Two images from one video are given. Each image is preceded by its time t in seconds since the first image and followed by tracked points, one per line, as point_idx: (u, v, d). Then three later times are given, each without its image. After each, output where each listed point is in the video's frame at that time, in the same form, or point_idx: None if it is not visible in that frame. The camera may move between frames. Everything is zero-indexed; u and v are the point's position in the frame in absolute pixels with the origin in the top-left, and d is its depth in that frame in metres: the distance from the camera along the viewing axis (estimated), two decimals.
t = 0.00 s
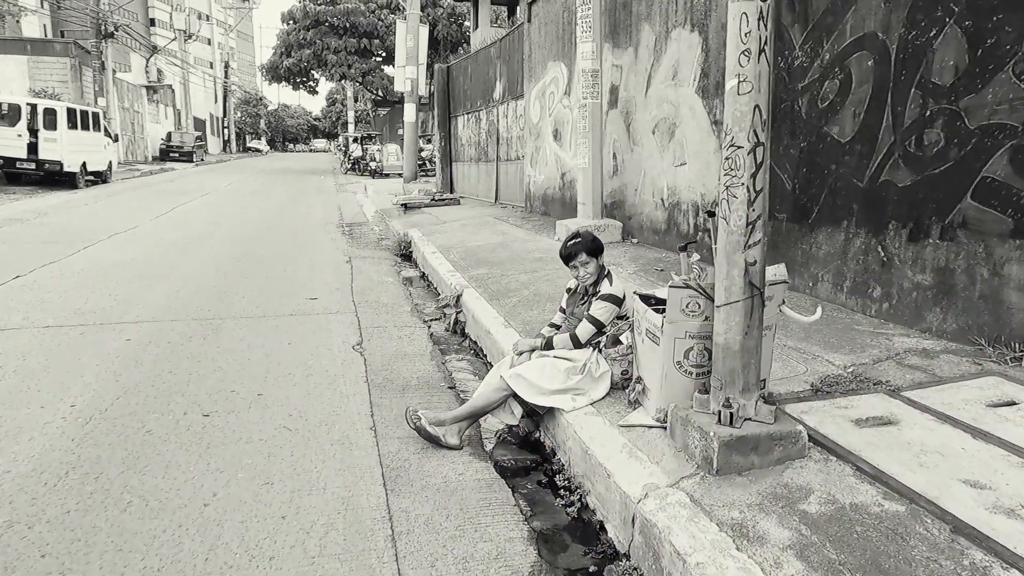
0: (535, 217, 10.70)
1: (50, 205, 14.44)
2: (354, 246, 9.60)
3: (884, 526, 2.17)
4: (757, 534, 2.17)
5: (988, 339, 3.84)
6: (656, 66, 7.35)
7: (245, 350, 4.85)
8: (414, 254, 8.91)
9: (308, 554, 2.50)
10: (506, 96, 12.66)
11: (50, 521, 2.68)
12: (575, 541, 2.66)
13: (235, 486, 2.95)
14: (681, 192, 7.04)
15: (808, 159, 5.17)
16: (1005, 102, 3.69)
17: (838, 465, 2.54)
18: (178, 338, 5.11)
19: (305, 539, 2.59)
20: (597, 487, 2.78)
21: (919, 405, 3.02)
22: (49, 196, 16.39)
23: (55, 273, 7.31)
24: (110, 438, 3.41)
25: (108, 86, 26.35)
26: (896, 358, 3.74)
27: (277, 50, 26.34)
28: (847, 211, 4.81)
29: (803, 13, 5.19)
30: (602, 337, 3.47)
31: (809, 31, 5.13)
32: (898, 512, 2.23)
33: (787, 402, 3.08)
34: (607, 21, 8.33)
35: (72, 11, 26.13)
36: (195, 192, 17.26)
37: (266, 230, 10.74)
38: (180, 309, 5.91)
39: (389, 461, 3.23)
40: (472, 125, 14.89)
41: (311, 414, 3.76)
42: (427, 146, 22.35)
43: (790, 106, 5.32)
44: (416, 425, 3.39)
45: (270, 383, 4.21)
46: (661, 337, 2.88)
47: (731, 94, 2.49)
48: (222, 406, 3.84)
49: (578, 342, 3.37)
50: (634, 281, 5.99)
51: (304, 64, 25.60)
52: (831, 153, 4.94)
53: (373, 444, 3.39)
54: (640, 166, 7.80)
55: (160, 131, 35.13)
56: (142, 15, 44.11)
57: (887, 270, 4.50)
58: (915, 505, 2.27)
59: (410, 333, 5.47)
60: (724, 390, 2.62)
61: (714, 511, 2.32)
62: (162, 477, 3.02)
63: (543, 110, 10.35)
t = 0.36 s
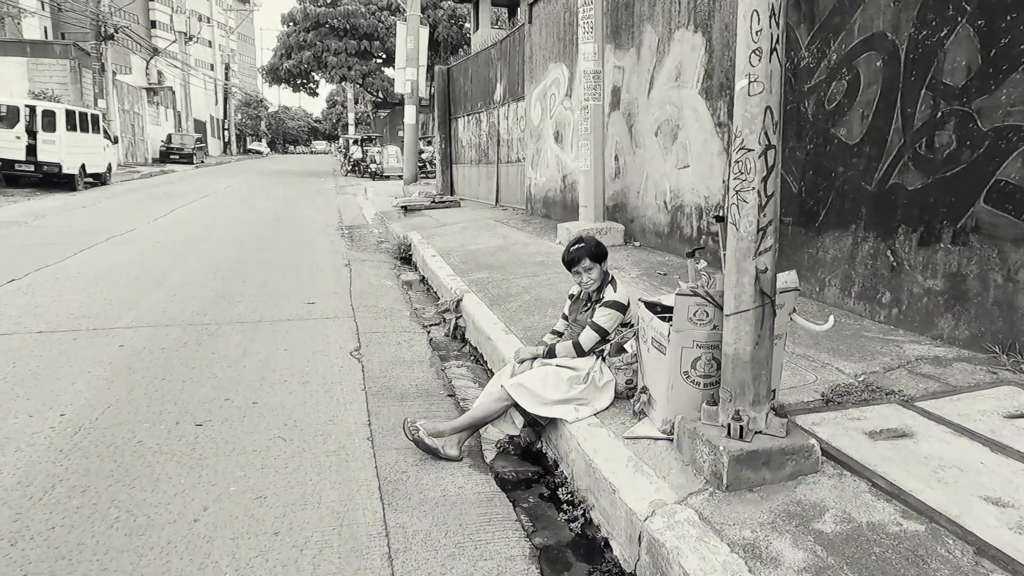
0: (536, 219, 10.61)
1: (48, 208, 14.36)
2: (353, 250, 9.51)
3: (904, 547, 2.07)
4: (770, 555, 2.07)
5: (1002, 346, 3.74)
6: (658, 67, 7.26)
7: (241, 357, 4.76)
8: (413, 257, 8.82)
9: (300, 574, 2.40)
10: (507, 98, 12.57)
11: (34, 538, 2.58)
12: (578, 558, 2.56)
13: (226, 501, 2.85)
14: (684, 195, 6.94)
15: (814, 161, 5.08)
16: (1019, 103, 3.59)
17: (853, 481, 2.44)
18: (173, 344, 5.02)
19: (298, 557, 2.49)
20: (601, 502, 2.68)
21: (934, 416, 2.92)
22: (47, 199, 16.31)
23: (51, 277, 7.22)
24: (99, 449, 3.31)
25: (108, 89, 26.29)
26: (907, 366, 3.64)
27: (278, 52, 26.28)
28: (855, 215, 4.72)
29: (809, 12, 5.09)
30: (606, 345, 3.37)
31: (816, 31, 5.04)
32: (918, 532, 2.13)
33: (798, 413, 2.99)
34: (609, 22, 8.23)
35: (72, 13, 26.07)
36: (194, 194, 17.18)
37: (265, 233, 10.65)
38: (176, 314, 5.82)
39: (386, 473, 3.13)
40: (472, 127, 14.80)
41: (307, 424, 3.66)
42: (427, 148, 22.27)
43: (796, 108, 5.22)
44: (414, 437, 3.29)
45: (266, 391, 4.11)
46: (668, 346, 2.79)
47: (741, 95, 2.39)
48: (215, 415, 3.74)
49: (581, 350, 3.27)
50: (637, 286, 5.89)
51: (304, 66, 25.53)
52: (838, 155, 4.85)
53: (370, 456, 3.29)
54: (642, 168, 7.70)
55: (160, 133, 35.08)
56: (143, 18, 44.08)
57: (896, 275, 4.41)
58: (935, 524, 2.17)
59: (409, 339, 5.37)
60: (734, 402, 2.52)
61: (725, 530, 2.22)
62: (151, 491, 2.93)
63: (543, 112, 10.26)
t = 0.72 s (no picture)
0: (538, 222, 10.51)
1: (47, 210, 14.29)
2: (353, 253, 9.41)
3: (929, 568, 1.97)
4: None
5: (1019, 354, 3.64)
6: (662, 69, 7.17)
7: (238, 363, 4.66)
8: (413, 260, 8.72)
9: None
10: (508, 100, 12.49)
11: (18, 555, 2.47)
12: None
13: (219, 515, 2.75)
14: (688, 198, 6.84)
15: (822, 164, 4.98)
16: None
17: (872, 497, 2.34)
18: (168, 349, 4.92)
19: None
20: (608, 517, 2.58)
21: (953, 428, 2.82)
22: (46, 202, 16.23)
23: (46, 280, 7.12)
24: (89, 460, 3.21)
25: (108, 91, 26.22)
26: (922, 374, 3.54)
27: (278, 55, 26.22)
28: (865, 218, 4.63)
29: (817, 12, 5.00)
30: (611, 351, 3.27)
31: (823, 32, 4.95)
32: (943, 552, 2.03)
33: (811, 424, 2.89)
34: (612, 23, 8.15)
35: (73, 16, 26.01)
36: (194, 197, 17.10)
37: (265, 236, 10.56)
38: (172, 319, 5.73)
39: (385, 485, 3.03)
40: (473, 130, 14.71)
41: (303, 433, 3.56)
42: (428, 151, 22.18)
43: (803, 109, 5.13)
44: (414, 447, 3.19)
45: (262, 399, 4.01)
46: (677, 355, 2.69)
47: (755, 94, 2.30)
48: (210, 424, 3.64)
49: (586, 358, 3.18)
50: (641, 290, 5.79)
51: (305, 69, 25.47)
52: (847, 158, 4.75)
53: (368, 467, 3.20)
54: (646, 171, 7.61)
55: (161, 136, 35.00)
56: (144, 20, 44.07)
57: (907, 280, 4.31)
58: (961, 543, 2.07)
59: (409, 344, 5.27)
60: (747, 414, 2.43)
61: (740, 549, 2.11)
62: (141, 504, 2.82)
63: (545, 114, 10.17)
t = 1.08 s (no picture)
0: (540, 224, 10.39)
1: (45, 212, 14.21)
2: (352, 255, 9.29)
3: None
4: None
5: None
6: (666, 68, 7.05)
7: (234, 368, 4.54)
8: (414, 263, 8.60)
9: None
10: (509, 101, 12.38)
11: None
12: None
13: (209, 529, 2.63)
14: (694, 199, 6.72)
15: (833, 164, 4.86)
16: None
17: (898, 513, 2.21)
18: (162, 354, 4.80)
19: None
20: (619, 533, 2.45)
21: (978, 438, 2.69)
22: (45, 204, 16.11)
23: (41, 283, 7.00)
24: (76, 470, 3.09)
25: (107, 93, 26.09)
26: (941, 381, 3.42)
27: (278, 57, 26.12)
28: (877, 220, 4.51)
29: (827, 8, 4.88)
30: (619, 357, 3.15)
31: (834, 28, 4.83)
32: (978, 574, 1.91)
33: (830, 433, 2.76)
34: (615, 23, 8.03)
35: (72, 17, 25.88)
36: (193, 199, 16.99)
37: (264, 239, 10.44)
38: (167, 323, 5.61)
39: (384, 497, 2.91)
40: (474, 131, 14.60)
41: (299, 442, 3.44)
42: (429, 152, 22.07)
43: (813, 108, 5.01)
44: (414, 457, 3.07)
45: (258, 405, 3.89)
46: (690, 362, 2.57)
47: (774, 86, 2.17)
48: (203, 432, 3.52)
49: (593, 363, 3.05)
50: (646, 293, 5.67)
51: (305, 70, 25.38)
52: (858, 157, 4.63)
53: (367, 477, 3.07)
54: (650, 172, 7.49)
55: (161, 138, 34.89)
56: (144, 23, 44.00)
57: (923, 283, 4.19)
58: (997, 564, 1.94)
59: (409, 348, 5.15)
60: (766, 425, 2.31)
61: (761, 569, 1.99)
62: (129, 518, 2.70)
63: (547, 115, 10.05)
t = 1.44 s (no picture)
0: (541, 225, 10.28)
1: (43, 214, 14.09)
2: (351, 257, 9.18)
3: None
4: None
5: None
6: (670, 67, 6.94)
7: (229, 371, 4.43)
8: (414, 264, 8.49)
9: None
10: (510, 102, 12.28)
11: None
12: None
13: (199, 542, 2.52)
14: (698, 199, 6.62)
15: (842, 163, 4.75)
16: None
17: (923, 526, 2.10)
18: (155, 357, 4.68)
19: None
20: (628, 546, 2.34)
21: (1002, 446, 2.58)
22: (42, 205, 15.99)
23: (35, 285, 6.89)
24: (63, 479, 2.98)
25: (106, 94, 25.96)
26: (958, 386, 3.30)
27: (278, 58, 26.03)
28: (887, 220, 4.40)
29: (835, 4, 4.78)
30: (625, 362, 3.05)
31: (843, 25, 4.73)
32: None
33: (846, 442, 2.65)
34: (618, 21, 7.93)
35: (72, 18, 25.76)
36: (192, 201, 16.84)
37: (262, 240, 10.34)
38: (162, 325, 5.50)
39: (383, 507, 2.80)
40: (475, 132, 14.50)
41: (294, 449, 3.32)
42: (429, 154, 21.97)
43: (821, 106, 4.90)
44: (414, 465, 2.95)
45: (253, 411, 3.78)
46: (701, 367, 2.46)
47: (792, 78, 2.07)
48: (196, 439, 3.41)
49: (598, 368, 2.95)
50: (651, 296, 5.56)
51: (305, 71, 25.29)
52: (869, 156, 4.53)
53: (364, 487, 2.96)
54: (653, 172, 7.38)
55: (161, 139, 34.78)
56: (144, 24, 43.92)
57: (936, 285, 4.08)
58: None
59: (408, 352, 5.03)
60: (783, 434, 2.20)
61: None
62: (116, 530, 2.58)
63: (548, 115, 9.95)
